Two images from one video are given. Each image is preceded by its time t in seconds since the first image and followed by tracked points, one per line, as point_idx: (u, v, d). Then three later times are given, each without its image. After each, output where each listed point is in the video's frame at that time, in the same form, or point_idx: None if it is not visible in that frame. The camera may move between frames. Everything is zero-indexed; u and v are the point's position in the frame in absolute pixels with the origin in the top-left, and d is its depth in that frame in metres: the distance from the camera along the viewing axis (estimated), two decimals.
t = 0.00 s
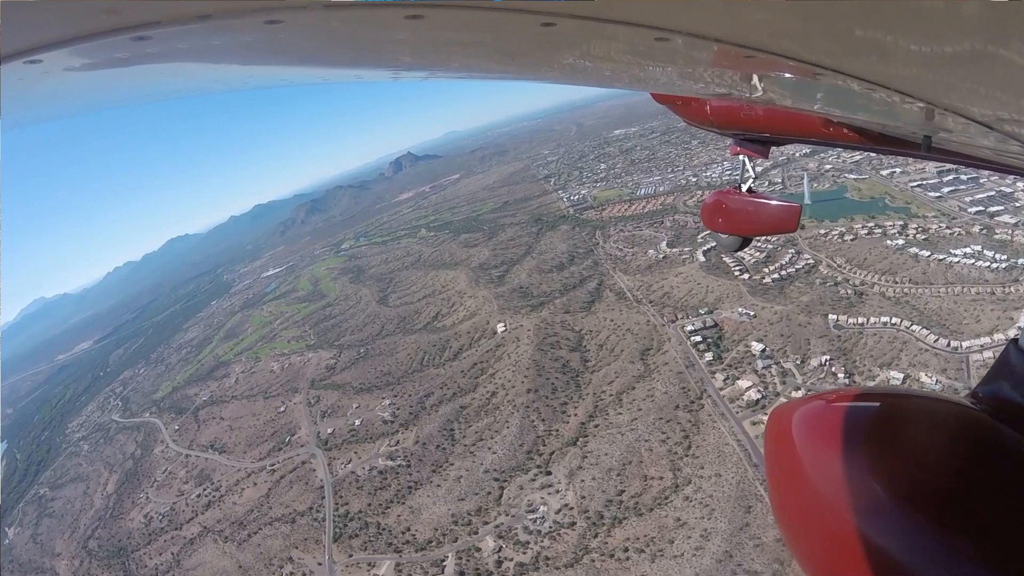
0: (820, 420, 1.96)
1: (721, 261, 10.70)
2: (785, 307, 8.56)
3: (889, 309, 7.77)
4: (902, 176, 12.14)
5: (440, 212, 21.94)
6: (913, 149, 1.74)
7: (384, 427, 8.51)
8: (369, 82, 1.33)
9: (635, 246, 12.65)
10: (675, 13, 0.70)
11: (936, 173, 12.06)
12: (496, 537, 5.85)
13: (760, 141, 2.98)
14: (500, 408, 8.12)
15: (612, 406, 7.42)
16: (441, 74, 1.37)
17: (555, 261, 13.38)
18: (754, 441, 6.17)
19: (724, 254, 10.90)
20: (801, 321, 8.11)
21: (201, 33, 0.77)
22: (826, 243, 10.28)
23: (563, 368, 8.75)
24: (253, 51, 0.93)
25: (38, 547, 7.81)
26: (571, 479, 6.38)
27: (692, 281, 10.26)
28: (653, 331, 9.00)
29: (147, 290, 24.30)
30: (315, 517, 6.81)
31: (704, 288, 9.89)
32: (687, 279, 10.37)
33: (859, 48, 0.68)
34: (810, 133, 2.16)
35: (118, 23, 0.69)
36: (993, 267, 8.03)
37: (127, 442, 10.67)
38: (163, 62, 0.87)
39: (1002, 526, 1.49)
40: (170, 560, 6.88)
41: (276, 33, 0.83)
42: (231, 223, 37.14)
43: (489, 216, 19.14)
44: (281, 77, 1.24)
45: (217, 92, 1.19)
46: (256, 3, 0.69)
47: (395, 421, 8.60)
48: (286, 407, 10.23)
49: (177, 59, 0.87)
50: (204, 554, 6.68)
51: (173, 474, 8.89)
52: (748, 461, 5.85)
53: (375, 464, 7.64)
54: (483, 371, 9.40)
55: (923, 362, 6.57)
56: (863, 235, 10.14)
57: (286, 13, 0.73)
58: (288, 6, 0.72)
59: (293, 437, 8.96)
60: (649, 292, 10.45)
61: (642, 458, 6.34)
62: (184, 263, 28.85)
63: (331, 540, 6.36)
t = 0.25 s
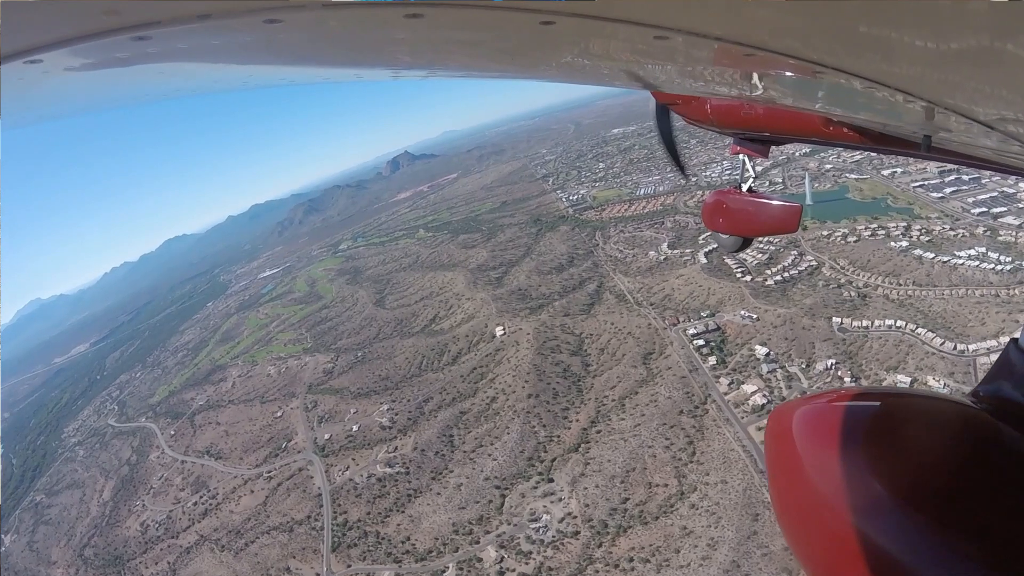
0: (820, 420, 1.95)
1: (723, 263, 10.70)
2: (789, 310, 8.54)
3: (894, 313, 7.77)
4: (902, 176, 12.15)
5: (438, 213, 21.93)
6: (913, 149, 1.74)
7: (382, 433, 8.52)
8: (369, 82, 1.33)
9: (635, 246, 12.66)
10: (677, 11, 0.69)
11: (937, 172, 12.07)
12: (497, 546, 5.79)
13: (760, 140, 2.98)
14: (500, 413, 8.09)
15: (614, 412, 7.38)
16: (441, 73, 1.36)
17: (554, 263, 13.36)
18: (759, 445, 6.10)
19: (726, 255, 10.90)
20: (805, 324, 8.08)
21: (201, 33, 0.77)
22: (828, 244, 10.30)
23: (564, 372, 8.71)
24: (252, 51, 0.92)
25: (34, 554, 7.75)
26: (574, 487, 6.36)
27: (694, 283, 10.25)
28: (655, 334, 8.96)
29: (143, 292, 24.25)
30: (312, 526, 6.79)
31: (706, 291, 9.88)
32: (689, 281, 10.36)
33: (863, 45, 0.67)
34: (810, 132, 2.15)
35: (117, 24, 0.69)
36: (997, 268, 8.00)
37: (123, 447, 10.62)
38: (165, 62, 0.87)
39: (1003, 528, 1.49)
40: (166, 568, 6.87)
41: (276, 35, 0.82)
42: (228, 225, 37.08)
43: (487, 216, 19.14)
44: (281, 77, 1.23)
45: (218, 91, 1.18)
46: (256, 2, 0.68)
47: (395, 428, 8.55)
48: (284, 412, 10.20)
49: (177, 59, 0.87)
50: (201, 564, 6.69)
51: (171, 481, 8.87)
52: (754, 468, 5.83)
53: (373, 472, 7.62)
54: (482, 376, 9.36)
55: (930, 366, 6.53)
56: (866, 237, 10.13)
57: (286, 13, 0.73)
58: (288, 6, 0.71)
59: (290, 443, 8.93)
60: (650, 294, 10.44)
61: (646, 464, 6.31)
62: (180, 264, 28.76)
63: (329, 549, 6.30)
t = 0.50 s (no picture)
0: (821, 420, 1.95)
1: (725, 264, 10.69)
2: (793, 312, 8.49)
3: (899, 315, 7.72)
4: (904, 176, 12.19)
5: (435, 214, 21.93)
6: (912, 149, 1.74)
7: (380, 439, 8.46)
8: (368, 82, 1.32)
9: (635, 248, 12.66)
10: (675, 10, 0.69)
11: (939, 173, 12.11)
12: (498, 557, 5.76)
13: (760, 141, 2.97)
14: (500, 419, 8.04)
15: (617, 417, 7.34)
16: (440, 74, 1.36)
17: (553, 264, 13.34)
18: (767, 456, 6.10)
19: (728, 257, 10.90)
20: (810, 327, 8.05)
21: (201, 34, 0.77)
22: (831, 245, 10.31)
23: (564, 377, 8.66)
24: (252, 51, 0.92)
25: (30, 562, 7.69)
26: (576, 496, 6.30)
27: (695, 286, 10.24)
28: (657, 338, 8.92)
29: (139, 294, 24.18)
30: (310, 535, 6.76)
31: (708, 293, 9.86)
32: (691, 283, 10.35)
33: (863, 47, 0.67)
34: (810, 132, 2.15)
35: (118, 22, 0.69)
36: (1002, 269, 7.99)
37: (119, 452, 10.55)
38: (165, 63, 0.87)
39: (1001, 526, 1.48)
40: None
41: (275, 35, 0.82)
42: (226, 226, 37.03)
43: (485, 217, 19.15)
44: (282, 77, 1.22)
45: (218, 91, 1.18)
46: (255, 2, 0.68)
47: (393, 435, 8.47)
48: (280, 417, 10.15)
49: (178, 59, 0.87)
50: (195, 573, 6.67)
51: (165, 489, 8.83)
52: (760, 476, 5.83)
53: (371, 480, 7.58)
54: (482, 381, 9.31)
55: (937, 369, 6.50)
56: (868, 238, 10.15)
57: (285, 13, 0.73)
58: (287, 6, 0.71)
59: (287, 449, 8.89)
60: (652, 296, 10.42)
61: (650, 472, 6.28)
62: (176, 266, 28.66)
63: (326, 558, 6.25)
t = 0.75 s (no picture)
0: (820, 421, 1.95)
1: (727, 266, 10.65)
2: (797, 315, 8.46)
3: (905, 318, 7.65)
4: (906, 176, 12.22)
5: (433, 215, 21.93)
6: (913, 149, 1.73)
7: (377, 445, 8.37)
8: (367, 84, 1.32)
9: (635, 249, 12.66)
10: (675, 11, 0.68)
11: (941, 172, 12.14)
12: (500, 567, 5.70)
13: (760, 141, 2.97)
14: (500, 424, 7.98)
15: (620, 423, 7.30)
16: (440, 74, 1.35)
17: (552, 267, 13.31)
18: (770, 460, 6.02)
19: (730, 259, 10.86)
20: (814, 330, 7.99)
21: (201, 34, 0.77)
22: (835, 246, 10.30)
23: (566, 382, 8.61)
24: (251, 51, 0.91)
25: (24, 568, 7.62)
26: (578, 504, 6.27)
27: (697, 287, 10.20)
28: (660, 342, 8.85)
29: (136, 296, 24.10)
30: (306, 543, 6.72)
31: (711, 296, 9.82)
32: (693, 285, 10.32)
33: (866, 47, 0.66)
34: (811, 133, 2.14)
35: (118, 23, 0.69)
36: (1007, 272, 7.99)
37: (115, 456, 10.49)
38: (165, 63, 0.87)
39: (997, 525, 1.47)
40: None
41: (274, 35, 0.82)
42: (223, 228, 36.97)
43: (483, 218, 19.15)
44: (283, 77, 1.22)
45: (219, 91, 1.17)
46: (255, 3, 0.68)
47: (392, 441, 8.34)
48: (277, 421, 10.08)
49: (178, 60, 0.87)
50: None
51: (160, 493, 8.76)
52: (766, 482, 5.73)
53: (369, 486, 7.52)
54: (481, 386, 9.22)
55: (944, 374, 6.43)
56: (871, 238, 10.17)
57: (284, 13, 0.72)
58: (288, 6, 0.71)
59: (283, 454, 8.83)
60: (653, 299, 10.39)
61: (654, 480, 6.21)
62: (174, 267, 28.60)
63: (324, 568, 6.25)
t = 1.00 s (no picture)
0: (820, 421, 1.94)
1: (728, 267, 10.62)
2: (801, 319, 8.43)
3: (911, 321, 7.67)
4: (907, 175, 12.26)
5: (431, 215, 21.91)
6: (913, 149, 1.73)
7: (375, 451, 8.31)
8: (366, 84, 1.31)
9: (636, 250, 12.65)
10: (676, 11, 0.67)
11: (942, 172, 12.18)
12: None
13: (760, 140, 2.96)
14: (500, 430, 7.89)
15: (622, 429, 7.23)
16: (440, 74, 1.34)
17: (552, 268, 13.29)
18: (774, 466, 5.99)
19: (732, 261, 10.82)
20: (819, 334, 7.95)
21: (201, 34, 0.76)
22: (838, 247, 10.30)
23: (567, 387, 8.49)
24: (250, 51, 0.90)
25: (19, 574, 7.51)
26: (581, 513, 6.20)
27: (699, 290, 10.18)
28: (662, 346, 8.77)
29: (132, 297, 23.98)
30: (304, 553, 6.66)
31: (714, 299, 9.76)
32: (695, 288, 10.30)
33: (868, 48, 0.65)
34: (812, 132, 2.14)
35: (117, 24, 0.68)
36: (1012, 273, 7.99)
37: (109, 460, 10.51)
38: (165, 63, 0.86)
39: (997, 525, 1.46)
40: None
41: (274, 35, 0.81)
42: (220, 228, 36.83)
43: (481, 218, 19.15)
44: (283, 78, 1.21)
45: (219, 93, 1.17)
46: (255, 3, 0.67)
47: (390, 447, 8.30)
48: (273, 426, 10.02)
49: (178, 61, 0.86)
50: None
51: (156, 500, 8.71)
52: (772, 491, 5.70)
53: (367, 494, 7.45)
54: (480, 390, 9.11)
55: (951, 378, 6.42)
56: (873, 239, 10.19)
57: (282, 13, 0.72)
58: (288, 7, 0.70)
59: (279, 460, 8.78)
60: (654, 303, 10.31)
61: (659, 488, 6.13)
62: (171, 268, 28.47)
63: None
